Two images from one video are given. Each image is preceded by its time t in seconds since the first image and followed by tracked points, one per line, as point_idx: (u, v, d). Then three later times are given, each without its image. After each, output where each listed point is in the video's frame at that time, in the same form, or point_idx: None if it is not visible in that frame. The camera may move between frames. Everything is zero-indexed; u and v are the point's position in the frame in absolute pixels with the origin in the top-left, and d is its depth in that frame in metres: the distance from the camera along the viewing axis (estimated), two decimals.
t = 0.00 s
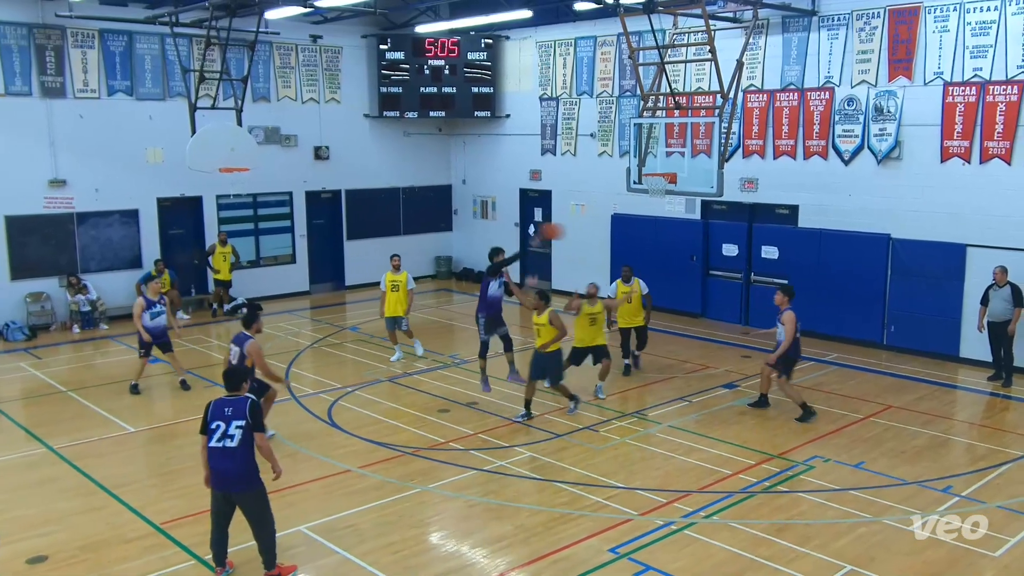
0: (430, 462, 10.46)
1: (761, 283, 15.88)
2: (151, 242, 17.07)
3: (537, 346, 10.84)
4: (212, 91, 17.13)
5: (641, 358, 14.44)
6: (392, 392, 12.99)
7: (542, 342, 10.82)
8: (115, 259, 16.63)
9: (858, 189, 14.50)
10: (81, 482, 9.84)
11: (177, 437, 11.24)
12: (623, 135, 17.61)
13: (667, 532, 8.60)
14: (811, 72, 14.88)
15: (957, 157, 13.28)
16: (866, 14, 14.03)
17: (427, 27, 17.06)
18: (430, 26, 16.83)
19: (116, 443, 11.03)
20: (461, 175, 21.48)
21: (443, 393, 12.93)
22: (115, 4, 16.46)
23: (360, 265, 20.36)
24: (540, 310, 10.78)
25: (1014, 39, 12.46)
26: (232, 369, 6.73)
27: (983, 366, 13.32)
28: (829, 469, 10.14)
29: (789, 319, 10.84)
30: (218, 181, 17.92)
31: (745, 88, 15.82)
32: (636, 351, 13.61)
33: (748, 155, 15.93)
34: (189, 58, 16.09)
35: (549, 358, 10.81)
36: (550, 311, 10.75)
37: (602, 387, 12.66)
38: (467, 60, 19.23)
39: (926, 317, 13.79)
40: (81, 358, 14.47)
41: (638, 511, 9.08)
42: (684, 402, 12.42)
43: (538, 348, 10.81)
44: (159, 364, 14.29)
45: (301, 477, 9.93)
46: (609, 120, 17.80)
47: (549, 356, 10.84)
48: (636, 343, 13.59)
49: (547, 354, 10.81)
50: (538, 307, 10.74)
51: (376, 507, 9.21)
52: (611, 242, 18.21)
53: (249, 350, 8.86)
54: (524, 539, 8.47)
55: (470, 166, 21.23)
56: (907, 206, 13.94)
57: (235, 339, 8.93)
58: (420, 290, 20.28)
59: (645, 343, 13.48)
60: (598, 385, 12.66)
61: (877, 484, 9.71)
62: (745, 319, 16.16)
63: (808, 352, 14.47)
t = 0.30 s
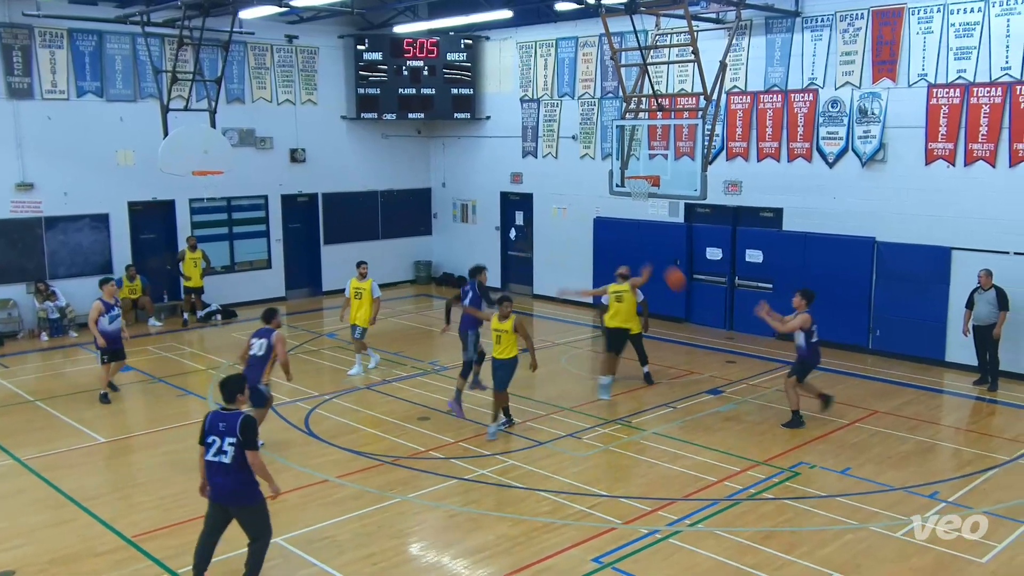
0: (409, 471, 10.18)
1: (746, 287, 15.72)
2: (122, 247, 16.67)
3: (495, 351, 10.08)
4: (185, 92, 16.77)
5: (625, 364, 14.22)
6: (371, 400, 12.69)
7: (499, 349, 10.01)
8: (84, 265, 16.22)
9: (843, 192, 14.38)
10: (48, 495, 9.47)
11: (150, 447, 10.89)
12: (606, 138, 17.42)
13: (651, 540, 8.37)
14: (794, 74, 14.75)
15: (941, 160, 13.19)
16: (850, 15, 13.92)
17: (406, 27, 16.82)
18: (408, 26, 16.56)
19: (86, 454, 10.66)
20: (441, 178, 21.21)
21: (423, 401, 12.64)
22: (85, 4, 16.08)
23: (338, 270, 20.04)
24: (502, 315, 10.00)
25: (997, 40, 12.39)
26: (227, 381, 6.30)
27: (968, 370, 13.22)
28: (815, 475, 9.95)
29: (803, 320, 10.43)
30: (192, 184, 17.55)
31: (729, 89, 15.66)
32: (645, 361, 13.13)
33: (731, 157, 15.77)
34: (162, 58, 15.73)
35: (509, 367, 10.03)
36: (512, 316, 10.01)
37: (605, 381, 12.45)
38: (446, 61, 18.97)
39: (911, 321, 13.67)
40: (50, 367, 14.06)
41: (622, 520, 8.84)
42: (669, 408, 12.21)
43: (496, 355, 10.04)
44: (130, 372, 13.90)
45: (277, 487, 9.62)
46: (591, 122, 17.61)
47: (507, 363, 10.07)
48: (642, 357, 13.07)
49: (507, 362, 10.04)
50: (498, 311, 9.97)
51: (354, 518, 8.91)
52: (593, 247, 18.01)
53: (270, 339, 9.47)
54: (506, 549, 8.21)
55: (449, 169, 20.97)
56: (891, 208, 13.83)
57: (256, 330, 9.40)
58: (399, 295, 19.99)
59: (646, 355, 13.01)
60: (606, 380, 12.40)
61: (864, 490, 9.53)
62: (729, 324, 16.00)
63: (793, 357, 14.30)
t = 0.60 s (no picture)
0: (373, 487, 9.69)
1: (719, 295, 15.42)
2: (71, 256, 16.00)
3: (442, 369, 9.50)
4: (138, 94, 16.16)
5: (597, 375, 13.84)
6: (335, 414, 12.16)
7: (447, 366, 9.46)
8: (31, 275, 15.52)
9: (817, 197, 14.14)
10: None
11: (101, 465, 10.29)
12: (575, 142, 17.08)
13: (625, 556, 7.97)
14: (767, 76, 14.51)
15: (916, 164, 13.04)
16: (823, 17, 13.71)
17: (368, 27, 16.40)
18: (371, 26, 16.11)
19: (28, 474, 10.03)
20: (406, 183, 20.72)
21: (388, 415, 12.14)
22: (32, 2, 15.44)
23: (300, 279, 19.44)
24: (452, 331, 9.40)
25: (972, 43, 12.28)
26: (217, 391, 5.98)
27: (944, 379, 13.02)
28: (792, 487, 9.62)
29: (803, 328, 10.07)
30: (145, 190, 16.93)
31: (700, 92, 15.37)
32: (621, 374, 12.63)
33: (704, 161, 15.47)
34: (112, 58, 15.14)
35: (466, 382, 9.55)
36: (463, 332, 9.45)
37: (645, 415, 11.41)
38: (410, 62, 18.47)
39: (887, 328, 13.45)
40: None
41: (594, 535, 8.43)
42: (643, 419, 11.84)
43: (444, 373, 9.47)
44: (79, 387, 13.24)
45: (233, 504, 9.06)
46: (560, 125, 17.27)
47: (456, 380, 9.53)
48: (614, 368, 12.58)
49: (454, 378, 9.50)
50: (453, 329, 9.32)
51: (313, 537, 8.40)
52: (562, 254, 17.65)
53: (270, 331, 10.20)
54: (472, 568, 7.75)
55: (414, 174, 20.50)
56: (866, 213, 13.63)
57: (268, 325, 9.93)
58: (362, 304, 19.44)
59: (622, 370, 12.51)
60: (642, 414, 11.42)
61: (842, 502, 9.20)
62: (702, 332, 15.69)
63: (768, 366, 14.02)
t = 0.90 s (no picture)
0: (328, 498, 9.38)
1: (679, 298, 15.33)
2: (11, 263, 15.46)
3: (385, 384, 9.01)
4: (81, 94, 15.70)
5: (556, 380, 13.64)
6: (288, 424, 11.80)
7: (389, 380, 9.00)
8: None
9: (775, 199, 14.11)
10: None
11: (43, 479, 9.84)
12: (532, 144, 16.92)
13: (586, 564, 7.78)
14: (724, 78, 14.47)
15: (873, 166, 13.07)
16: (780, 18, 13.70)
17: (321, 26, 16.11)
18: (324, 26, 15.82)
19: None
20: (360, 187, 20.40)
21: (344, 424, 11.81)
22: None
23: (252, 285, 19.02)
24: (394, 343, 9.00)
25: (927, 45, 12.36)
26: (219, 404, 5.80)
27: (902, 381, 13.05)
28: (753, 491, 9.49)
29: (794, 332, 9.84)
30: (89, 194, 16.43)
31: (658, 94, 15.28)
32: (582, 379, 12.45)
33: (662, 164, 15.38)
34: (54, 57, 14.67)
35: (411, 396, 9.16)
36: (406, 344, 9.08)
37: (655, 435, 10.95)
38: (364, 63, 18.30)
39: (846, 330, 13.45)
40: None
41: (554, 543, 8.22)
42: (603, 424, 11.67)
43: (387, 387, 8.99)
44: (21, 398, 12.72)
45: (182, 517, 8.70)
46: (517, 127, 17.11)
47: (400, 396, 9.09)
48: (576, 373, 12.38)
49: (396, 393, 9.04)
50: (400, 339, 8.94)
51: (264, 551, 8.08)
52: (520, 258, 17.46)
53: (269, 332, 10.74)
54: None
55: (369, 177, 20.19)
56: (824, 215, 13.62)
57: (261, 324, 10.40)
58: (316, 310, 19.07)
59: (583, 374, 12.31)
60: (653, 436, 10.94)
61: (802, 506, 9.09)
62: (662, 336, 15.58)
63: (729, 370, 13.94)
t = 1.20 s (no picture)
0: (280, 502, 9.25)
1: (629, 298, 15.45)
2: None
3: (332, 396, 8.71)
4: (21, 94, 15.39)
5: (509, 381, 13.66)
6: (237, 427, 11.58)
7: (337, 390, 8.70)
8: None
9: (724, 199, 14.28)
10: None
11: None
12: (483, 144, 16.93)
13: (539, 564, 7.78)
14: (673, 78, 14.60)
15: (819, 166, 13.30)
16: (727, 20, 13.86)
17: (269, 25, 15.95)
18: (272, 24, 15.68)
19: None
20: (310, 187, 20.23)
21: (295, 427, 11.65)
22: None
23: (200, 287, 18.77)
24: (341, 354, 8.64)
25: (870, 48, 12.61)
26: (200, 399, 5.91)
27: (848, 376, 13.32)
28: (704, 487, 9.56)
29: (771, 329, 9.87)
30: (31, 196, 16.11)
31: (608, 94, 15.35)
32: (531, 378, 12.48)
33: (613, 164, 15.49)
34: None
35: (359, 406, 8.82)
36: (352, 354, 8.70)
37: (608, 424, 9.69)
38: (313, 62, 18.13)
39: (793, 328, 13.68)
40: None
41: (508, 543, 8.21)
42: (555, 424, 11.68)
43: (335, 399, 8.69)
44: None
45: (129, 524, 8.52)
46: (468, 127, 17.12)
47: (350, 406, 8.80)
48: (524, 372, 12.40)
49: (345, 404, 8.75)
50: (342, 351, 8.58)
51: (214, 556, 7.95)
52: (472, 258, 17.46)
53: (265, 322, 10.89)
54: None
55: (319, 177, 20.03)
56: (771, 215, 13.83)
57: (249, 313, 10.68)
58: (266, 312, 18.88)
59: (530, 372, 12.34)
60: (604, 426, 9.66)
61: (752, 501, 9.14)
62: (614, 336, 15.70)
63: (680, 368, 14.09)
